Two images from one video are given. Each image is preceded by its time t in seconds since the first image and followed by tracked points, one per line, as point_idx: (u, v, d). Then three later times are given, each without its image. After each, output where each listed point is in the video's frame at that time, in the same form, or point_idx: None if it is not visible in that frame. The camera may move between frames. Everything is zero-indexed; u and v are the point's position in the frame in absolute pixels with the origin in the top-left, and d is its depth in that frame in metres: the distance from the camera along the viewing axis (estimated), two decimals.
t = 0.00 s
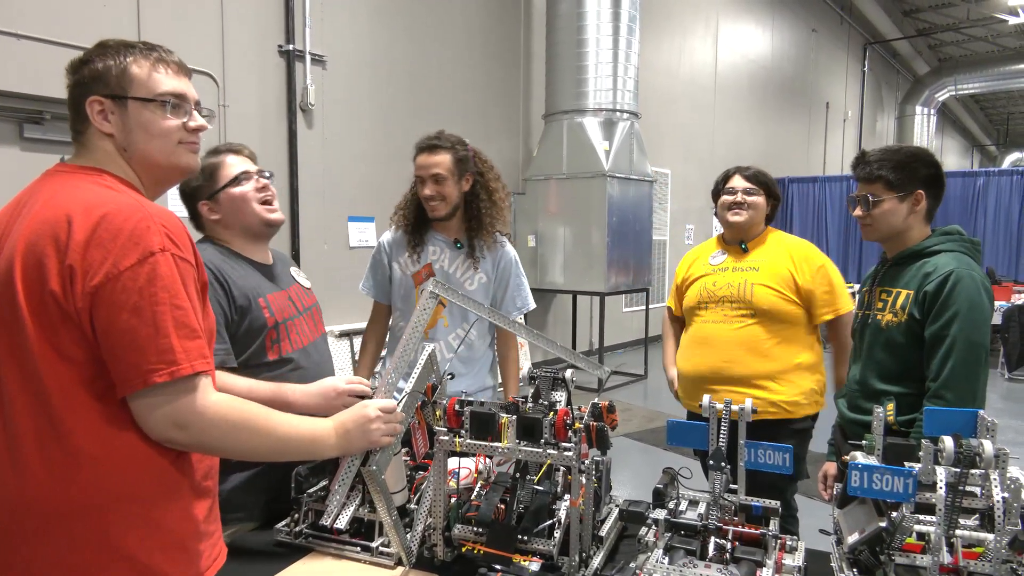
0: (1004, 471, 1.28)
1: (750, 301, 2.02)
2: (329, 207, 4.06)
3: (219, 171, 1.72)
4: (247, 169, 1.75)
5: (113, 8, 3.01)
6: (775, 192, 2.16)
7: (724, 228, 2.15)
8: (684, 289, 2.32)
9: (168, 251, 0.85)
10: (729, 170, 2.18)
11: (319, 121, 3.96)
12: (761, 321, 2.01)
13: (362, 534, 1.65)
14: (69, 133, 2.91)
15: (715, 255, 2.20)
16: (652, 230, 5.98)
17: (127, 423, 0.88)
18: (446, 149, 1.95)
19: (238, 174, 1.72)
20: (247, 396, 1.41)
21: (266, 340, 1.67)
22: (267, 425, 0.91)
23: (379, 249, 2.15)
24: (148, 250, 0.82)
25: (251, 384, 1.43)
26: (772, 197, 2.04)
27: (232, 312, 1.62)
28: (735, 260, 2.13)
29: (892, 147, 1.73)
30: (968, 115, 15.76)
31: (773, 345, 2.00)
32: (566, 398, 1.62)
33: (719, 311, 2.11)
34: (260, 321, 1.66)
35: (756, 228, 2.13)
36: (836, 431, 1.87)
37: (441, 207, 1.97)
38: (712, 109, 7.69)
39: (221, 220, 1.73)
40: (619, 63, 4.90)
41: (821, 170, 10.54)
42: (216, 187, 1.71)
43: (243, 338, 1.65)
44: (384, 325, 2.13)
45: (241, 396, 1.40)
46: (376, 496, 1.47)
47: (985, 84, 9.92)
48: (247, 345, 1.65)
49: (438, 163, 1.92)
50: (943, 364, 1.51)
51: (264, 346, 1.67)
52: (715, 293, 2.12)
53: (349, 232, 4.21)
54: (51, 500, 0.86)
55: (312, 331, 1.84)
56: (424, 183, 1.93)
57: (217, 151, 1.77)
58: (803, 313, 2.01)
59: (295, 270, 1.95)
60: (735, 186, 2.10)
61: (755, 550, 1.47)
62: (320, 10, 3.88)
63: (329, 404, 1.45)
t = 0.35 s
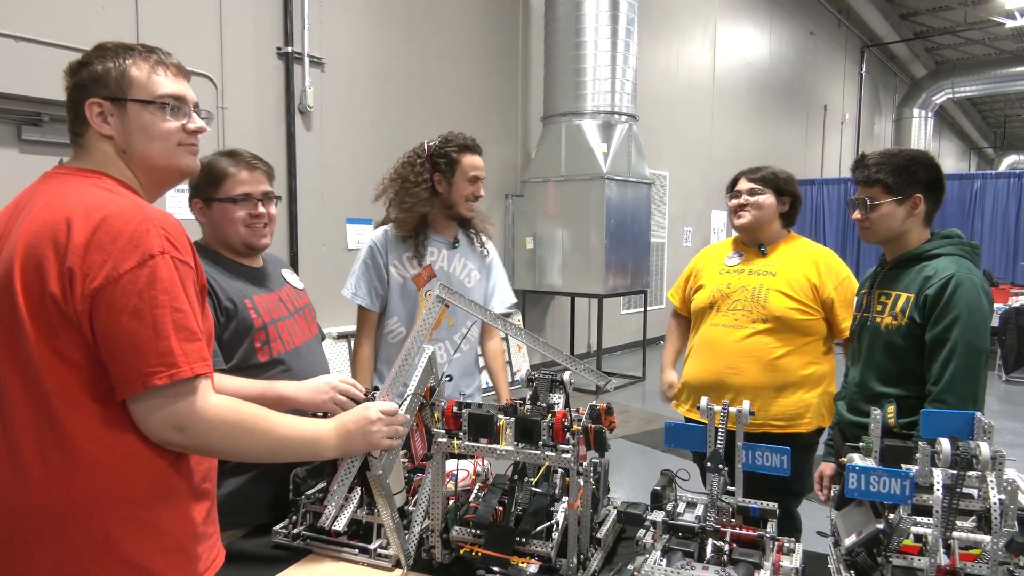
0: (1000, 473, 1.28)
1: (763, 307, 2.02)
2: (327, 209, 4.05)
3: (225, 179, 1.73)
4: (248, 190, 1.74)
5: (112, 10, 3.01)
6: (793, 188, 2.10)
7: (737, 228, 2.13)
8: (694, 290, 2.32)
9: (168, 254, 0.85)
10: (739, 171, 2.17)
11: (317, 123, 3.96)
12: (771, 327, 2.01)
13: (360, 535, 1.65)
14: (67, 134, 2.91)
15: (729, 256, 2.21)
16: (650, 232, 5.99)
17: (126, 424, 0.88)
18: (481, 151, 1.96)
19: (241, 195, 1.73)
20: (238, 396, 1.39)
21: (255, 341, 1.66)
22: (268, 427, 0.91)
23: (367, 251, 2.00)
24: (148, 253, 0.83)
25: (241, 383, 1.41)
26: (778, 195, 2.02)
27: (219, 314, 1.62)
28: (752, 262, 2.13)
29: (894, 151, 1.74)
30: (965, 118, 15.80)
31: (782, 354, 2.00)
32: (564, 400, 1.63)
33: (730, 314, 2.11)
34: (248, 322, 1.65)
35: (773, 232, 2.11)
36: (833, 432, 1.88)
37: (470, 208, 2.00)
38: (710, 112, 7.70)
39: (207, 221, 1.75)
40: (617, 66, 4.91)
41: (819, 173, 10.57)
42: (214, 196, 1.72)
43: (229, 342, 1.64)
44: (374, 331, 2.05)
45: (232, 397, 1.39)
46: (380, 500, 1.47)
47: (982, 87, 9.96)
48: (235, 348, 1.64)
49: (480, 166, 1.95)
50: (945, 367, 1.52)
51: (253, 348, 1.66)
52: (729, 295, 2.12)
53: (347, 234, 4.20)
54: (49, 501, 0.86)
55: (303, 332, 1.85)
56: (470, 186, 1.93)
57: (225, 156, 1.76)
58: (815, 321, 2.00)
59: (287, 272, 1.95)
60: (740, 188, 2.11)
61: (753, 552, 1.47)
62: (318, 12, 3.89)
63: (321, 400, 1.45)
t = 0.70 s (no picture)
0: (993, 466, 1.28)
1: (766, 305, 2.02)
2: (322, 202, 4.04)
3: (254, 174, 1.73)
4: (275, 188, 1.75)
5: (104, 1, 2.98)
6: (802, 181, 2.07)
7: (745, 224, 2.12)
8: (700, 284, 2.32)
9: (158, 244, 0.84)
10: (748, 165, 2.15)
11: (312, 116, 3.94)
12: (773, 326, 2.01)
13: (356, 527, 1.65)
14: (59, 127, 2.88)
15: (737, 250, 2.20)
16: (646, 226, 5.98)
17: (118, 417, 0.87)
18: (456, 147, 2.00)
19: (268, 190, 1.74)
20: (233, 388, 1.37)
21: (252, 336, 1.66)
22: (260, 419, 0.91)
23: (354, 253, 1.93)
24: (138, 243, 0.82)
25: (234, 374, 1.39)
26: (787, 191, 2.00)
27: (219, 307, 1.61)
28: (760, 258, 2.12)
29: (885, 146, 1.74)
30: (960, 112, 15.84)
31: (783, 353, 2.00)
32: (559, 393, 1.63)
33: (734, 310, 2.11)
34: (247, 317, 1.65)
35: (783, 228, 2.09)
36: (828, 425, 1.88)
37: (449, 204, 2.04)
38: (706, 106, 7.69)
39: (226, 210, 1.73)
40: (614, 60, 4.90)
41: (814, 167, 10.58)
42: (239, 185, 1.72)
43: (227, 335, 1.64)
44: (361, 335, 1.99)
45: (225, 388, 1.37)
46: (377, 492, 1.48)
47: (977, 82, 9.97)
48: (232, 341, 1.64)
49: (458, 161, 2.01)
50: (940, 361, 1.52)
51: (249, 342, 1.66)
52: (733, 291, 2.12)
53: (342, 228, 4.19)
54: (42, 495, 0.86)
55: (300, 328, 1.84)
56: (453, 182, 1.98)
57: (255, 151, 1.78)
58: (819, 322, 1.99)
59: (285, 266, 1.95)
60: (748, 183, 2.10)
61: (747, 543, 1.47)
62: (312, 4, 3.86)
63: (317, 400, 1.45)
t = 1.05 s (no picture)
0: (995, 469, 1.28)
1: (754, 308, 2.01)
2: (325, 203, 4.05)
3: (268, 171, 1.74)
4: (284, 187, 1.76)
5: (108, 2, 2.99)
6: (786, 183, 2.07)
7: (732, 228, 2.09)
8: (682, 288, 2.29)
9: (150, 242, 0.84)
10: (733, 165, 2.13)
11: (315, 117, 3.94)
12: (760, 330, 2.00)
13: (357, 529, 1.65)
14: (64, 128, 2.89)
15: (721, 253, 2.19)
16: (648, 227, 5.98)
17: (111, 417, 0.87)
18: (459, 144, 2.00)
19: (277, 190, 1.75)
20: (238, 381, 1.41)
21: (257, 334, 1.66)
22: (255, 416, 0.90)
23: (364, 254, 1.89)
24: (129, 241, 0.82)
25: (243, 365, 1.44)
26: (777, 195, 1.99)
27: (226, 305, 1.61)
28: (744, 262, 2.10)
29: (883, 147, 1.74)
30: (964, 114, 15.80)
31: (771, 357, 1.99)
32: (560, 394, 1.62)
33: (721, 314, 2.08)
34: (253, 316, 1.65)
35: (767, 231, 2.09)
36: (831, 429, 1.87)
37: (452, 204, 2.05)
38: (709, 107, 7.69)
39: (238, 209, 1.73)
40: (616, 61, 4.90)
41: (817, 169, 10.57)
42: (249, 183, 1.73)
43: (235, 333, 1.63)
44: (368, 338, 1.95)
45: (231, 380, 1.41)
46: (386, 496, 1.45)
47: (981, 84, 9.94)
48: (237, 338, 1.64)
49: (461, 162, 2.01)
50: (941, 363, 1.51)
51: (255, 340, 1.66)
52: (719, 295, 2.09)
53: (344, 228, 4.20)
54: (36, 494, 0.86)
55: (305, 329, 1.84)
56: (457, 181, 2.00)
57: (269, 152, 1.79)
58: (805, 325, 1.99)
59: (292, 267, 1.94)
60: (737, 185, 2.06)
61: (748, 547, 1.47)
62: (315, 5, 3.86)
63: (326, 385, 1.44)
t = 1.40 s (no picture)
0: (999, 471, 1.28)
1: (733, 307, 1.97)
2: (327, 203, 4.05)
3: (271, 171, 1.76)
4: (287, 183, 1.79)
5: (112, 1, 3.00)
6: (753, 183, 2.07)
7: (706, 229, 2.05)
8: (647, 292, 2.22)
9: (134, 243, 0.84)
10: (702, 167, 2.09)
11: (318, 117, 3.95)
12: (741, 329, 1.96)
13: (358, 529, 1.65)
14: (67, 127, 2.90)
15: (688, 255, 2.13)
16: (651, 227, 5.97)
17: (96, 418, 0.87)
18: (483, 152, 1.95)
19: (282, 186, 1.77)
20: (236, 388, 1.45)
21: (259, 334, 1.67)
22: (235, 414, 0.89)
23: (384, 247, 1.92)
24: (111, 242, 0.81)
25: (243, 373, 1.47)
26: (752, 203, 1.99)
27: (229, 306, 1.61)
28: (714, 262, 2.06)
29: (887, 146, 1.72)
30: (968, 114, 15.76)
31: (752, 355, 1.96)
32: (562, 395, 1.61)
33: (698, 316, 2.03)
34: (255, 316, 1.65)
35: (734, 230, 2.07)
36: (832, 430, 1.87)
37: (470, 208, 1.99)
38: (712, 107, 7.68)
39: (244, 209, 1.72)
40: (619, 61, 4.89)
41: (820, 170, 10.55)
42: (256, 180, 1.73)
43: (238, 332, 1.64)
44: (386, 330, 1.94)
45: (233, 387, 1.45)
46: (393, 498, 1.46)
47: (986, 84, 9.90)
48: (238, 337, 1.64)
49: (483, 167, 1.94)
50: (942, 365, 1.51)
51: (256, 340, 1.66)
52: (694, 296, 2.04)
53: (347, 228, 4.20)
54: (25, 493, 0.87)
55: (304, 328, 1.84)
56: (472, 186, 1.93)
57: (270, 151, 1.80)
58: (779, 320, 1.98)
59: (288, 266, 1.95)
60: (719, 189, 2.01)
61: (750, 548, 1.47)
62: (319, 5, 3.87)
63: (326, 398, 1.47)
